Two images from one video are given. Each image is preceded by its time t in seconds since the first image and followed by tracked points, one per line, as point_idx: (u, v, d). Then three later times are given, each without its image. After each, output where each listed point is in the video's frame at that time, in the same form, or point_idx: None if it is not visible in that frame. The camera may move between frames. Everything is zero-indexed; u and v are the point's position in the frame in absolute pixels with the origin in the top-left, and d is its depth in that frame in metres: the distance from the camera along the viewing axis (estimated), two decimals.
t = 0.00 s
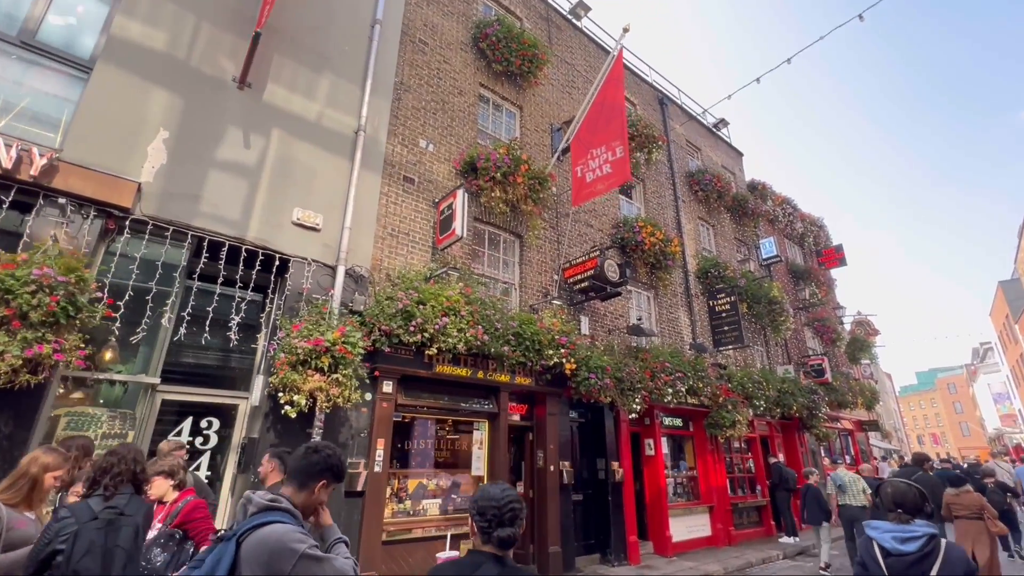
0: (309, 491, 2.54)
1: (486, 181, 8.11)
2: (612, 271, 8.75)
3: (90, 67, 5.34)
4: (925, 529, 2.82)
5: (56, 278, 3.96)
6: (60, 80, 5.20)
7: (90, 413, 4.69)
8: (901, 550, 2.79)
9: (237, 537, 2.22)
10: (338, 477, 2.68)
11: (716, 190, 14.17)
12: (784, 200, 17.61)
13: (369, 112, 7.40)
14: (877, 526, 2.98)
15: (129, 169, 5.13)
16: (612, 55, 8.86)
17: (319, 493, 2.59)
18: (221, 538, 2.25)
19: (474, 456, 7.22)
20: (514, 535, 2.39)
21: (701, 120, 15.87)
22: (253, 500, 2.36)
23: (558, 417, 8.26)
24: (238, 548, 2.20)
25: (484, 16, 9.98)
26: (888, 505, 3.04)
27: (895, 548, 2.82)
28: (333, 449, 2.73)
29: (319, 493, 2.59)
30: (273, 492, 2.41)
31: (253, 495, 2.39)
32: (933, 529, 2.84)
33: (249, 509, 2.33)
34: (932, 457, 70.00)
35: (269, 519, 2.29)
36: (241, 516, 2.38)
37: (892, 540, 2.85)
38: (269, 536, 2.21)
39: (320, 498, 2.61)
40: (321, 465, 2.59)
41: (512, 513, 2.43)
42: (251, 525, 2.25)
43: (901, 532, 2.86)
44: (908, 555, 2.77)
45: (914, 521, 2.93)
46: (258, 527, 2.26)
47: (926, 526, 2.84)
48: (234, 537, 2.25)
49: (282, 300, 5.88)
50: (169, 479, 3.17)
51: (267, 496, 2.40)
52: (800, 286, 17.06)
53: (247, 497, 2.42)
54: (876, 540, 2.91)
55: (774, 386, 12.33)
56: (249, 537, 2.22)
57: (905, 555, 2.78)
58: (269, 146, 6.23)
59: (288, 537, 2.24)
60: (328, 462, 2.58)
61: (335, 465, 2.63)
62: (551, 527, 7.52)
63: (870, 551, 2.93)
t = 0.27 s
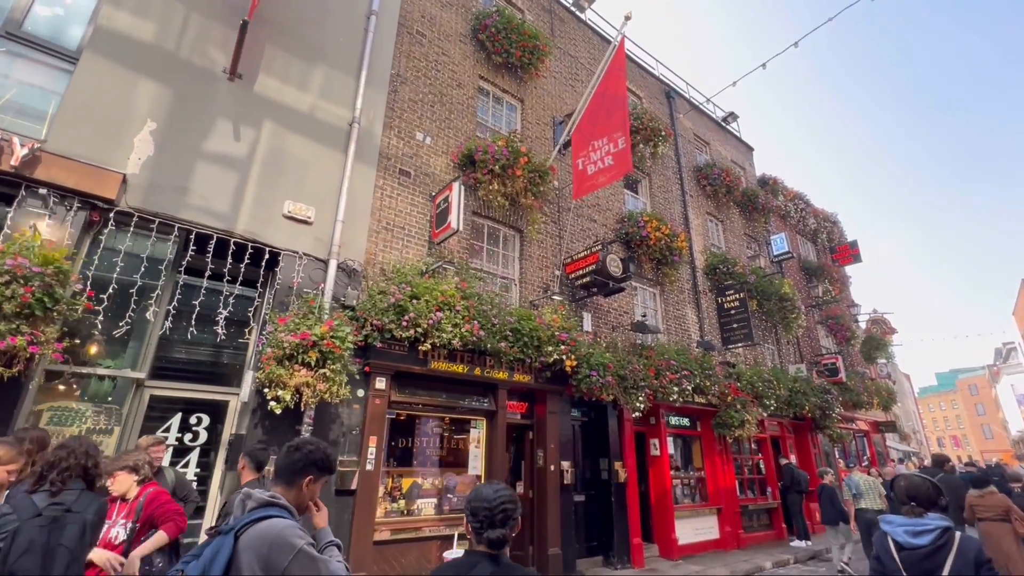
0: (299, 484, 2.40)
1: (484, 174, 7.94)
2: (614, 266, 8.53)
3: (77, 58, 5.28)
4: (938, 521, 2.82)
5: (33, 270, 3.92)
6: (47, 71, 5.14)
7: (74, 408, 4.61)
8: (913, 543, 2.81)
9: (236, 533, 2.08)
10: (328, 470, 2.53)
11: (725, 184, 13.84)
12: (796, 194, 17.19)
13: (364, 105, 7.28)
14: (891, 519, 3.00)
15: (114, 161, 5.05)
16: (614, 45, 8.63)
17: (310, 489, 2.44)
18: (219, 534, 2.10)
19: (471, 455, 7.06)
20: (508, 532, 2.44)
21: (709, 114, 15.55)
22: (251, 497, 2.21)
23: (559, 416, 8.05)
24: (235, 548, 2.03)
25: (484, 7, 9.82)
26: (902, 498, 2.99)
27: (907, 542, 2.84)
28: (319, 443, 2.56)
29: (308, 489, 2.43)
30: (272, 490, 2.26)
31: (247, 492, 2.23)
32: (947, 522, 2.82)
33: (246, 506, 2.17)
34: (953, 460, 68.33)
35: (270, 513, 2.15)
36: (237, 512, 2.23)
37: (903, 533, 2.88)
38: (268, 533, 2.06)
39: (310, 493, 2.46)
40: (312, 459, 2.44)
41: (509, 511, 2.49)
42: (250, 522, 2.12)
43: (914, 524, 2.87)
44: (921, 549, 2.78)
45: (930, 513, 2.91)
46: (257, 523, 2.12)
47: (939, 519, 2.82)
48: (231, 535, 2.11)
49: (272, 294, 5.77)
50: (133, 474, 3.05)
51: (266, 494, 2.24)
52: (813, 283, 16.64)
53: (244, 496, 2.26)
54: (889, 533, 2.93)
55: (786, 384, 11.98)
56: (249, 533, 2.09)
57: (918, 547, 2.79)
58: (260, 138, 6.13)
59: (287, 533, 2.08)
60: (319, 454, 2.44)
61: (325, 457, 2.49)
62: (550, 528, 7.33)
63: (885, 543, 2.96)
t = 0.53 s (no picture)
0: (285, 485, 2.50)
1: (479, 169, 7.76)
2: (614, 264, 8.31)
3: (57, 51, 5.17)
4: (968, 534, 2.77)
5: None
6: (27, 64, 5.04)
7: (52, 408, 4.49)
8: (942, 556, 2.78)
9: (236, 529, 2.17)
10: (318, 468, 2.61)
11: (730, 181, 13.54)
12: (804, 192, 16.84)
13: (355, 99, 7.14)
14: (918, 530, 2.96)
15: (94, 155, 4.94)
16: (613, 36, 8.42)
17: (300, 486, 2.53)
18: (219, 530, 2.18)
19: (465, 457, 6.87)
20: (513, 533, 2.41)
21: (714, 110, 15.26)
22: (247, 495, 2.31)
23: (556, 417, 7.84)
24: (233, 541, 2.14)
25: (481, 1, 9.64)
26: (931, 507, 2.94)
27: (934, 555, 2.81)
28: (310, 441, 2.67)
29: (298, 487, 2.53)
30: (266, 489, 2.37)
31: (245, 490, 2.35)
32: (979, 534, 2.79)
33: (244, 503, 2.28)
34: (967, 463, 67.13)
35: (264, 508, 2.24)
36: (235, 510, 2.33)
37: (930, 545, 2.86)
38: (263, 526, 2.16)
39: (303, 490, 2.56)
40: (301, 457, 2.54)
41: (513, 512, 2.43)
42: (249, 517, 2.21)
43: (941, 536, 2.84)
44: (951, 566, 2.75)
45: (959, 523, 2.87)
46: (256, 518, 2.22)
47: (970, 531, 2.79)
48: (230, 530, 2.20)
49: (258, 292, 5.62)
50: (89, 477, 2.96)
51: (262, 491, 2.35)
52: (821, 282, 16.27)
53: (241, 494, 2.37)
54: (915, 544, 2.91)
55: (793, 386, 11.67)
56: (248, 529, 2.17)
57: (946, 560, 2.77)
58: (247, 132, 6.00)
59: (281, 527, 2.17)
60: (306, 451, 2.52)
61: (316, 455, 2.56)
62: (547, 532, 7.13)
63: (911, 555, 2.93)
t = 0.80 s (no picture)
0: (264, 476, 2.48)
1: (469, 162, 7.58)
2: (607, 259, 8.13)
3: (27, 35, 5.01)
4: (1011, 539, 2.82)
5: None
6: None
7: (18, 404, 4.34)
8: (986, 560, 2.83)
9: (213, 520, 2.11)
10: (298, 457, 2.58)
11: (729, 177, 13.32)
12: (805, 189, 16.60)
13: (341, 90, 6.99)
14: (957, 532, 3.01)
15: (64, 142, 4.79)
16: (606, 27, 8.23)
17: (280, 476, 2.53)
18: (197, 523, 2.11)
19: (452, 456, 6.69)
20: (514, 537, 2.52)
21: (713, 105, 15.05)
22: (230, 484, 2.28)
23: (548, 416, 7.65)
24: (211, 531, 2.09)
25: None
26: (971, 508, 2.99)
27: (977, 558, 2.87)
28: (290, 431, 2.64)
29: (278, 476, 2.53)
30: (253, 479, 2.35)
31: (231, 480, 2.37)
32: (1020, 537, 2.84)
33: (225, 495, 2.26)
34: (973, 464, 66.46)
35: (245, 499, 2.18)
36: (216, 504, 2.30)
37: (974, 549, 2.90)
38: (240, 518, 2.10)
39: (283, 480, 2.55)
40: (278, 448, 2.53)
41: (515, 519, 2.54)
42: (227, 510, 2.14)
43: (984, 540, 2.88)
44: (992, 564, 2.81)
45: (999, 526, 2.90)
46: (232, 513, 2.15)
47: (1012, 535, 2.84)
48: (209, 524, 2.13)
49: (236, 285, 5.45)
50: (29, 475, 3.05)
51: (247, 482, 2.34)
52: (823, 280, 16.03)
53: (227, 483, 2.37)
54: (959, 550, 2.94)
55: (793, 385, 11.44)
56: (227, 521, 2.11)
57: (990, 565, 2.82)
58: (227, 122, 5.85)
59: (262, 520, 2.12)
60: (283, 441, 2.50)
61: (295, 445, 2.54)
62: (536, 533, 6.95)
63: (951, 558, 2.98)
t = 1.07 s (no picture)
0: (247, 492, 2.39)
1: (454, 157, 7.41)
2: (597, 257, 7.96)
3: None
4: None
5: None
6: None
7: None
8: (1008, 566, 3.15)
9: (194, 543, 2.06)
10: (283, 469, 2.49)
11: (725, 175, 13.16)
12: (802, 187, 16.43)
13: (323, 83, 6.82)
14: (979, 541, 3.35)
15: (26, 134, 4.62)
16: (596, 20, 8.07)
17: (266, 490, 2.45)
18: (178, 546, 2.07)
19: (435, 459, 6.51)
20: (509, 537, 2.43)
21: (709, 103, 14.89)
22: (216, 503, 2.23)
23: (535, 417, 7.47)
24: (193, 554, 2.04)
25: None
26: (993, 517, 3.35)
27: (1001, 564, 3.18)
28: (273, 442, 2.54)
29: (263, 491, 2.44)
30: (236, 497, 2.27)
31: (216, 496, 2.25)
32: None
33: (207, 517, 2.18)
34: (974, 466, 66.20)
35: (229, 523, 2.13)
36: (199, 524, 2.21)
37: (998, 557, 3.21)
38: (222, 544, 2.04)
39: (269, 493, 2.47)
40: (261, 462, 2.43)
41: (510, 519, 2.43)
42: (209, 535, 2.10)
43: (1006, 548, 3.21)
44: (1016, 571, 3.12)
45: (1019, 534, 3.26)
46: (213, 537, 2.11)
47: None
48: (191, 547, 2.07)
49: (208, 282, 5.26)
50: None
51: (230, 500, 2.26)
52: (821, 280, 15.85)
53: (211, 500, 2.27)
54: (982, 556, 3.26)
55: (790, 386, 11.25)
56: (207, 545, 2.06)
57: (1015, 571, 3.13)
58: (201, 115, 5.68)
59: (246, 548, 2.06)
60: (265, 455, 2.40)
61: (278, 458, 2.45)
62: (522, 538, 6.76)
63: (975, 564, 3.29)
